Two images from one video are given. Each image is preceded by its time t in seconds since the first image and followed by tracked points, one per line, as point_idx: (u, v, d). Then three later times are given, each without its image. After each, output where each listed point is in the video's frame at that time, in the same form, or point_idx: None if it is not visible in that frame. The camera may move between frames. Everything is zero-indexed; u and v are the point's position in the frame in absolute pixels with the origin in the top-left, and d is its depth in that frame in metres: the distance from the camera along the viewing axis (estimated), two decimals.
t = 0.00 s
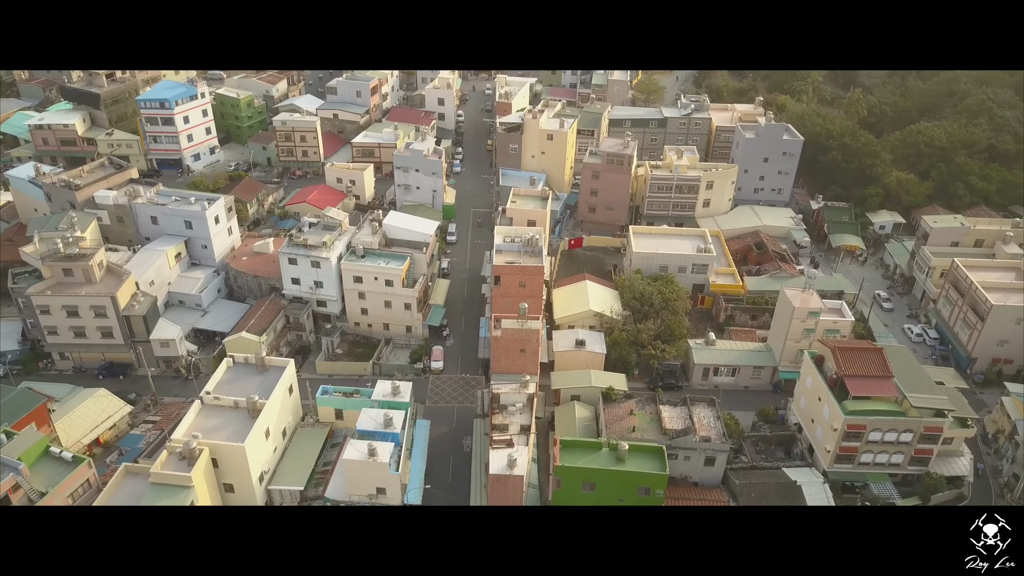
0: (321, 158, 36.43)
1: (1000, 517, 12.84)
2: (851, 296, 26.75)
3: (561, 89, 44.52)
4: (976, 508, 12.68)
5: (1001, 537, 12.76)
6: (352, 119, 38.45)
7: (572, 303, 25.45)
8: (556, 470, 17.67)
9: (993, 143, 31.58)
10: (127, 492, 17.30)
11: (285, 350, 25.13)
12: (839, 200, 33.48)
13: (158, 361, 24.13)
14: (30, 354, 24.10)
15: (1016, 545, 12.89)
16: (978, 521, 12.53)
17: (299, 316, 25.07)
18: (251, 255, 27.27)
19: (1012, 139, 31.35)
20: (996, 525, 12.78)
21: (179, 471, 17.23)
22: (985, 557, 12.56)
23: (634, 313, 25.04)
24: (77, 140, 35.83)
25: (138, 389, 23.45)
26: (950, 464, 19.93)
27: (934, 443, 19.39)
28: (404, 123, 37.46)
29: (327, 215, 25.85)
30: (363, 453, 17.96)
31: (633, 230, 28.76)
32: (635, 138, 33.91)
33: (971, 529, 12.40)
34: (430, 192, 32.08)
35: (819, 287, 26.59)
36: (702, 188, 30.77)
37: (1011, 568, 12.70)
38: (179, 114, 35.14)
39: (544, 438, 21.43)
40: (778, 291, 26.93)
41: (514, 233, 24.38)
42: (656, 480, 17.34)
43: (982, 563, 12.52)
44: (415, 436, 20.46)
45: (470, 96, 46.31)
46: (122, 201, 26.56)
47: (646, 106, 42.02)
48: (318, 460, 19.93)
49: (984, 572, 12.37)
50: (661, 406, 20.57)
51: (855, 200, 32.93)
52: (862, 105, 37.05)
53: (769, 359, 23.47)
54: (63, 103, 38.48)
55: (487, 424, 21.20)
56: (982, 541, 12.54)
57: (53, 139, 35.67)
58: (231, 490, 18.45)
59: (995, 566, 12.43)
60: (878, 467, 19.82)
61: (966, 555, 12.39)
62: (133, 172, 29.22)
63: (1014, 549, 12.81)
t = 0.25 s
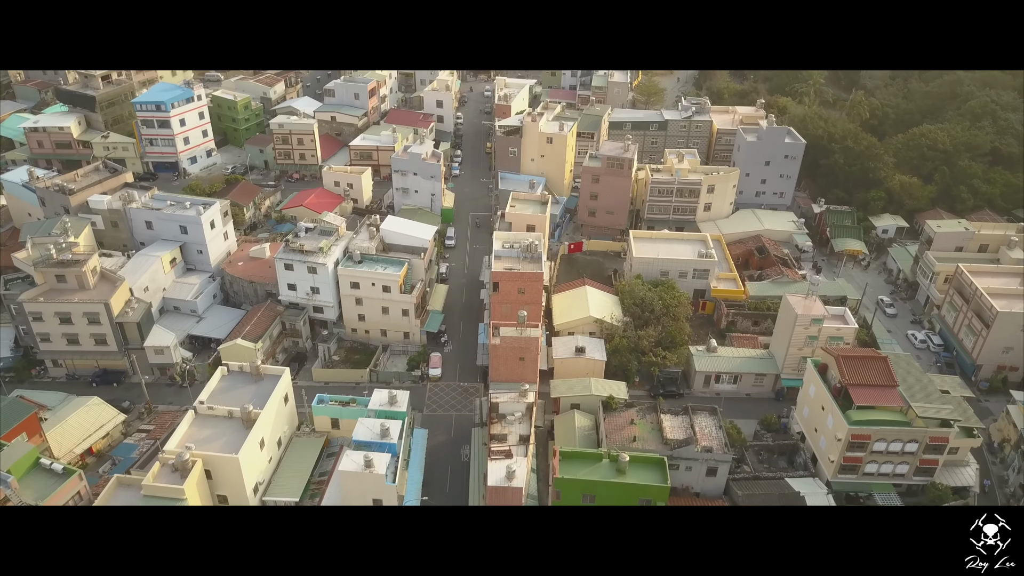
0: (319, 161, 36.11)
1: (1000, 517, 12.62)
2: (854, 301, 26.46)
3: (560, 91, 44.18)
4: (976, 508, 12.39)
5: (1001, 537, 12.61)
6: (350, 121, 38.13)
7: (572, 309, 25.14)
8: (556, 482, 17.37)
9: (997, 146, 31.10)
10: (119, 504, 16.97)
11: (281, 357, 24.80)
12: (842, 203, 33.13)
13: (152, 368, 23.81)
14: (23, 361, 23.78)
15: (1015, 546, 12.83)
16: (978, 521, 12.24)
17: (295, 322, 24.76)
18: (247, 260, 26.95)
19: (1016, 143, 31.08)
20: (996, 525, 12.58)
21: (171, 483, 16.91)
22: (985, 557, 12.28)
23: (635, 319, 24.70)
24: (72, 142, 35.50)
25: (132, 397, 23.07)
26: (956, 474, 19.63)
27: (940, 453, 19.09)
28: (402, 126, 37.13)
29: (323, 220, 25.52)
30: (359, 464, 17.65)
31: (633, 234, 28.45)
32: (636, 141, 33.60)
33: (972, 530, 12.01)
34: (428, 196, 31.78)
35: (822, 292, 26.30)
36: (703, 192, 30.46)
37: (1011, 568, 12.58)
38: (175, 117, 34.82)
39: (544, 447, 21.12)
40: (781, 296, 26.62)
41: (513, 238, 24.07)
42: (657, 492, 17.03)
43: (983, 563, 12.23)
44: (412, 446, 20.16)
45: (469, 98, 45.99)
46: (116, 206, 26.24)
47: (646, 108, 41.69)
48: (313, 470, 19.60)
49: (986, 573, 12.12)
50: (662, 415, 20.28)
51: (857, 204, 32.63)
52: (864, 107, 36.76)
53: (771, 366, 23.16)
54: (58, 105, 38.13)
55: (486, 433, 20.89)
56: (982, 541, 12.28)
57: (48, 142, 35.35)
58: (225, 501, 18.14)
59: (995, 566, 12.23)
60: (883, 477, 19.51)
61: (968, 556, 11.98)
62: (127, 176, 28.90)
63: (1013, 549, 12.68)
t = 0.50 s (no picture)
0: (316, 164, 35.81)
1: (1000, 517, 12.36)
2: (857, 307, 26.16)
3: (560, 92, 43.87)
4: (976, 508, 12.21)
5: (1001, 537, 12.29)
6: (348, 124, 37.80)
7: (571, 315, 24.83)
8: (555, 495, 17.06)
9: (1000, 149, 30.95)
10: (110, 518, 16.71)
11: (277, 364, 24.49)
12: (844, 207, 32.83)
13: (146, 376, 23.51)
14: (15, 368, 23.47)
15: (1017, 546, 12.41)
16: (977, 521, 12.03)
17: (292, 329, 24.46)
18: (243, 266, 26.63)
19: (1020, 145, 30.76)
20: (996, 524, 12.29)
21: (164, 496, 16.61)
22: (985, 557, 12.03)
23: (635, 325, 24.39)
24: (68, 145, 35.21)
25: (125, 405, 22.77)
26: (961, 484, 19.34)
27: (946, 463, 18.78)
28: (401, 129, 36.83)
29: (320, 225, 25.20)
30: (355, 476, 17.33)
31: (633, 239, 28.15)
32: (636, 144, 33.30)
33: (970, 528, 11.83)
34: (427, 199, 31.48)
35: (825, 298, 26.01)
36: (704, 196, 30.16)
37: (1012, 569, 12.22)
38: (172, 120, 34.52)
39: (543, 456, 20.81)
40: (783, 302, 26.33)
41: (513, 244, 23.76)
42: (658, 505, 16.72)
43: (983, 563, 11.97)
44: (410, 456, 19.86)
45: (468, 100, 45.68)
46: (110, 211, 25.95)
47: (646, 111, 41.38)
48: (309, 481, 19.27)
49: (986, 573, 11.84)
50: (663, 425, 20.01)
51: (860, 207, 32.33)
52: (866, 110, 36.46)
53: (774, 374, 22.85)
54: (53, 107, 37.83)
55: (484, 443, 20.57)
56: (982, 541, 12.02)
57: (43, 145, 35.06)
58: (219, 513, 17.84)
59: (996, 567, 11.93)
60: (888, 488, 19.20)
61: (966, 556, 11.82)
62: (122, 180, 28.60)
63: (1014, 550, 12.33)
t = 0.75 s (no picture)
0: (314, 167, 35.49)
1: (1000, 517, 12.09)
2: (860, 313, 25.86)
3: (559, 94, 43.54)
4: (974, 507, 11.92)
5: (1001, 537, 12.05)
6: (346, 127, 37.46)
7: (571, 321, 24.52)
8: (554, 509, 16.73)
9: (1006, 152, 29.57)
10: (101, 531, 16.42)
11: (273, 371, 24.17)
12: (846, 211, 32.52)
13: (141, 384, 23.19)
14: (7, 376, 23.12)
15: (1015, 545, 12.21)
16: (977, 520, 11.79)
17: (288, 336, 24.14)
18: (239, 271, 26.31)
19: None
20: (996, 524, 12.04)
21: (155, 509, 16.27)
22: (984, 557, 11.78)
23: (636, 332, 24.08)
24: (63, 148, 34.89)
25: (118, 414, 22.45)
26: (967, 495, 19.04)
27: (952, 475, 18.47)
28: (399, 131, 36.51)
29: (317, 230, 24.88)
30: (352, 488, 16.99)
31: (634, 244, 27.85)
32: (636, 148, 32.98)
33: (970, 528, 11.59)
34: (425, 203, 31.17)
35: (827, 303, 25.72)
36: (705, 200, 29.85)
37: (1012, 569, 12.00)
38: (168, 122, 34.19)
39: (542, 466, 20.50)
40: (785, 308, 26.03)
41: (512, 250, 23.46)
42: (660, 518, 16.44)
43: (982, 563, 11.72)
44: (407, 466, 19.55)
45: (467, 102, 45.36)
46: (104, 216, 25.62)
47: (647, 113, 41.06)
48: (305, 492, 18.94)
49: (986, 573, 11.59)
50: (665, 435, 19.74)
51: (863, 211, 32.04)
52: (868, 112, 36.15)
53: (776, 382, 22.54)
54: (48, 110, 37.48)
55: (483, 453, 20.24)
56: (982, 541, 11.78)
57: (38, 148, 34.73)
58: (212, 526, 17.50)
59: (996, 567, 11.71)
60: (893, 499, 18.88)
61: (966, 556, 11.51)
62: (117, 184, 28.26)
63: (1014, 549, 12.11)
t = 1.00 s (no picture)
0: (311, 170, 35.17)
1: (1000, 516, 11.69)
2: (863, 319, 25.55)
3: (559, 97, 43.23)
4: (974, 507, 11.56)
5: (1001, 537, 11.62)
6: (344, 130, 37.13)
7: (571, 328, 24.21)
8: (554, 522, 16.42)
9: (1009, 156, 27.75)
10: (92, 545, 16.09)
11: (269, 379, 23.84)
12: (849, 215, 32.21)
13: (135, 392, 22.87)
14: None
15: (1016, 545, 11.79)
16: (976, 520, 11.37)
17: (284, 343, 23.82)
18: (235, 277, 25.99)
19: None
20: (996, 524, 11.61)
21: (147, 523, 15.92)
22: (985, 557, 11.37)
23: (637, 339, 23.77)
24: (58, 151, 34.57)
25: (112, 422, 22.12)
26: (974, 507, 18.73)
27: (959, 486, 18.16)
28: (397, 134, 36.20)
29: (313, 236, 24.55)
30: (348, 501, 16.67)
31: (634, 249, 27.53)
32: (637, 151, 32.67)
33: (970, 528, 11.20)
34: (423, 207, 30.85)
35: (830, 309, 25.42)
36: (706, 204, 29.54)
37: (1012, 570, 11.60)
38: (164, 125, 33.86)
39: (542, 477, 20.19)
40: (788, 314, 25.72)
41: (511, 256, 23.15)
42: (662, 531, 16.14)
43: (982, 563, 11.30)
44: (404, 477, 19.24)
45: (466, 104, 45.04)
46: (99, 221, 25.30)
47: (647, 115, 40.76)
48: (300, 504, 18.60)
49: (986, 574, 11.17)
50: (666, 445, 19.46)
51: (866, 216, 31.72)
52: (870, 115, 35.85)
53: (779, 390, 22.23)
54: (44, 112, 37.16)
55: (481, 463, 19.93)
56: (983, 541, 11.36)
57: (33, 151, 34.40)
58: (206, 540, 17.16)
59: (996, 567, 11.29)
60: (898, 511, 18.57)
61: (966, 556, 11.13)
62: (111, 189, 27.93)
63: (1015, 549, 11.71)
